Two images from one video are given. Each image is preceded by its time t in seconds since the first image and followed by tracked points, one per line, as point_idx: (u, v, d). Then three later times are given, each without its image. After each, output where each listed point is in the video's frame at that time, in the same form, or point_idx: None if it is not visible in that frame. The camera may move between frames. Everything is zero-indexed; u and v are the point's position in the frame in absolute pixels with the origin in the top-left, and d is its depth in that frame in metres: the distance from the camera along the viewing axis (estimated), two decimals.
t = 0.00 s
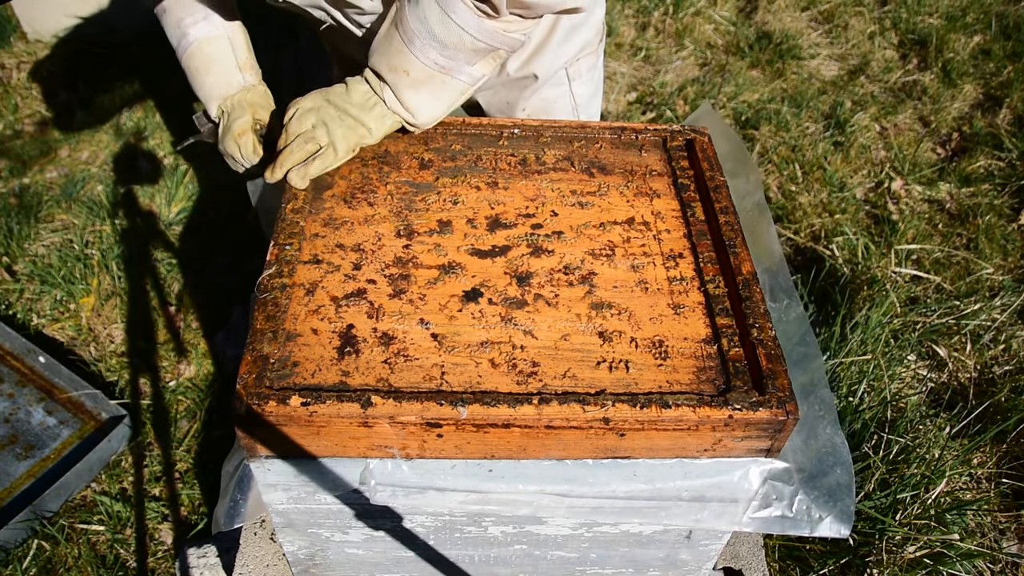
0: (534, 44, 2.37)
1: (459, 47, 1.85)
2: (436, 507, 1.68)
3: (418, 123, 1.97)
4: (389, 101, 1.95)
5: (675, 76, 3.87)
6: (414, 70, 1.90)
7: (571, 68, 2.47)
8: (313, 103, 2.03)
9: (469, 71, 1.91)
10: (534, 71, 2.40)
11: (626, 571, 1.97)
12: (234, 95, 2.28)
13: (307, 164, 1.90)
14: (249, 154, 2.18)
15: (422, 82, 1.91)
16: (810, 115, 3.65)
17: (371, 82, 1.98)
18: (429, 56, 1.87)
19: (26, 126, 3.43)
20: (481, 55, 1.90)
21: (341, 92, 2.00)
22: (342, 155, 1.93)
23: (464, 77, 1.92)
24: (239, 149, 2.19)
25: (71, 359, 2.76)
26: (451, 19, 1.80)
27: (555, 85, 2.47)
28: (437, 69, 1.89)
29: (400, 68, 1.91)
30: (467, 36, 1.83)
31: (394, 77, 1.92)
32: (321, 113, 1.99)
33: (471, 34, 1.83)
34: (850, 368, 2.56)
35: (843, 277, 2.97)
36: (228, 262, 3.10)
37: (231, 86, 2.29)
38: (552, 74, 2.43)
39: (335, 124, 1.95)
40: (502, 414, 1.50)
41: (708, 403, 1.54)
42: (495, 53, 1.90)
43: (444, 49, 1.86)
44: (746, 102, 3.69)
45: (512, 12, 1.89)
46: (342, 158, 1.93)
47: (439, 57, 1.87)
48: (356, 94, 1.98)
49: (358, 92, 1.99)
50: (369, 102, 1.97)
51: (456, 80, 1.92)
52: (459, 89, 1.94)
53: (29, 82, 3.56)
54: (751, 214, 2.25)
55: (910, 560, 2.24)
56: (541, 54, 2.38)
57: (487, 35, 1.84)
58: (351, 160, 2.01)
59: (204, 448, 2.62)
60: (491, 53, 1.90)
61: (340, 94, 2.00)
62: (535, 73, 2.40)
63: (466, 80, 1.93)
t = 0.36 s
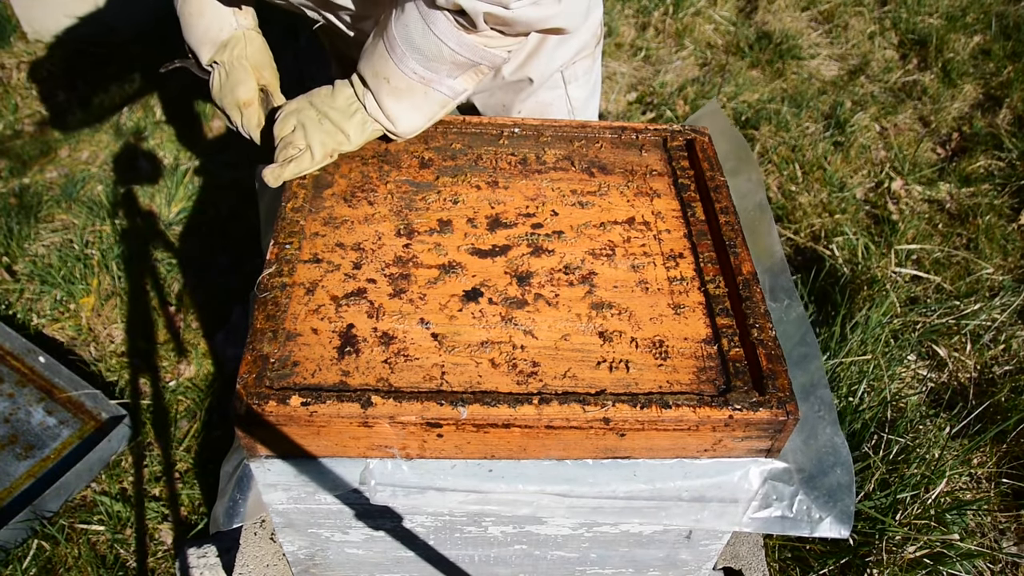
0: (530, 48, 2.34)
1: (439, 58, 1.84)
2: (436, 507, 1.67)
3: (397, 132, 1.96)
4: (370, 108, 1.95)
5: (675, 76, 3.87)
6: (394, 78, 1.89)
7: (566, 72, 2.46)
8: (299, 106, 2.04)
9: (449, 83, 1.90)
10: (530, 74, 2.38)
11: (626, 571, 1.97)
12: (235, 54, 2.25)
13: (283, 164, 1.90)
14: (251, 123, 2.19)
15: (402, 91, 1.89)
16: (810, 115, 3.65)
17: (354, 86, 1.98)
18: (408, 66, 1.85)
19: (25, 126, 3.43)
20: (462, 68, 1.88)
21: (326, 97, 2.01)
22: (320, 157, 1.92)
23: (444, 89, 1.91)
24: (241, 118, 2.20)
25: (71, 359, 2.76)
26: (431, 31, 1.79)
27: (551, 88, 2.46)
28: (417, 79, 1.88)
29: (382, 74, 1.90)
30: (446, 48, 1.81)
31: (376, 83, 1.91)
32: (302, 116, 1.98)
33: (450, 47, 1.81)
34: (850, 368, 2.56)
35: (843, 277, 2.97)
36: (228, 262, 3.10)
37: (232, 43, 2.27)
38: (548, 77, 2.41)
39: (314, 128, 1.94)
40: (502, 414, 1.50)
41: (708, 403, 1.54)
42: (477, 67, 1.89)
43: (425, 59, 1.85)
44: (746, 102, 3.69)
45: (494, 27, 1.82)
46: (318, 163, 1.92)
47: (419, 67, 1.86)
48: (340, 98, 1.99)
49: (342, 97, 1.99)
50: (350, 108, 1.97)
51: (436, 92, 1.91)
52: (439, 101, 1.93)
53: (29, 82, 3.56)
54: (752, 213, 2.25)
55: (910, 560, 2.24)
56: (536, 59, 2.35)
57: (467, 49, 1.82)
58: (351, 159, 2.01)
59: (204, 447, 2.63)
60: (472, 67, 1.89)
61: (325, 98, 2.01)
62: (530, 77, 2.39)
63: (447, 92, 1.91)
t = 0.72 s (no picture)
0: (528, 48, 2.35)
1: (429, 59, 1.84)
2: (437, 507, 1.67)
3: (389, 132, 1.96)
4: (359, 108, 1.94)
5: (675, 76, 3.87)
6: (385, 78, 1.89)
7: (566, 72, 2.46)
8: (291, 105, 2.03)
9: (439, 85, 1.90)
10: (529, 74, 2.39)
11: (626, 571, 1.97)
12: (220, 82, 2.25)
13: (274, 165, 1.91)
14: (243, 145, 2.17)
15: (392, 90, 1.89)
16: (810, 115, 3.65)
17: (345, 85, 1.97)
18: (399, 66, 1.86)
19: (25, 126, 3.43)
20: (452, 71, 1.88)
21: (317, 96, 2.01)
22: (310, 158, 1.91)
23: (434, 91, 1.91)
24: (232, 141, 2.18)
25: (71, 359, 2.76)
26: (422, 32, 1.79)
27: (551, 88, 2.46)
28: (408, 80, 1.88)
29: (373, 73, 1.90)
30: (436, 50, 1.81)
31: (367, 82, 1.92)
32: (293, 115, 1.99)
33: (440, 48, 1.81)
34: (850, 368, 2.56)
35: (843, 277, 2.97)
36: (228, 262, 3.10)
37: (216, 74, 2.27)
38: (547, 77, 2.42)
39: (304, 127, 1.94)
40: (503, 414, 1.50)
41: (708, 403, 1.54)
42: (466, 70, 1.89)
43: (415, 61, 1.85)
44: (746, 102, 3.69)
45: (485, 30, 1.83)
46: (308, 162, 1.91)
47: (409, 67, 1.86)
48: (332, 96, 1.99)
49: (333, 96, 1.99)
50: (341, 107, 1.96)
51: (426, 93, 1.91)
52: (428, 103, 1.93)
53: (29, 82, 3.56)
54: (753, 210, 2.25)
55: (910, 560, 2.24)
56: (536, 58, 2.36)
57: (456, 51, 1.82)
58: (351, 159, 2.01)
59: (204, 447, 2.63)
60: (462, 70, 1.89)
61: (317, 96, 2.01)
62: (529, 77, 2.40)
63: (436, 94, 1.91)
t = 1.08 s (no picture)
0: (525, 46, 2.35)
1: (430, 54, 1.84)
2: (437, 507, 1.68)
3: (389, 130, 1.96)
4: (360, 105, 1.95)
5: (675, 76, 3.87)
6: (386, 74, 1.90)
7: (564, 70, 2.46)
8: (292, 103, 2.04)
9: (440, 80, 1.90)
10: (527, 73, 2.39)
11: (626, 571, 1.97)
12: (231, 65, 2.26)
13: (274, 160, 1.91)
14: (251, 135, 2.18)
15: (392, 85, 1.90)
16: (810, 115, 3.65)
17: (346, 83, 1.99)
18: (399, 61, 1.87)
19: (25, 126, 3.43)
20: (453, 66, 1.89)
21: (318, 94, 2.02)
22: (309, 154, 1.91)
23: (435, 86, 1.91)
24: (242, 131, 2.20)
25: (71, 359, 2.76)
26: (422, 27, 1.80)
27: (548, 87, 2.46)
28: (408, 75, 1.89)
29: (373, 70, 1.92)
30: (436, 45, 1.82)
31: (367, 79, 1.93)
32: (293, 112, 2.00)
33: (441, 42, 1.81)
34: (850, 368, 2.56)
35: (843, 277, 2.97)
36: (228, 261, 3.09)
37: (227, 54, 2.27)
38: (545, 75, 2.42)
39: (304, 124, 1.94)
40: (505, 411, 1.50)
41: (710, 402, 1.54)
42: (468, 65, 1.89)
43: (416, 56, 1.86)
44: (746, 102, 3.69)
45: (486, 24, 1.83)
46: (307, 158, 1.90)
47: (409, 63, 1.87)
48: (332, 95, 2.00)
49: (335, 94, 2.00)
50: (342, 104, 1.97)
51: (427, 88, 1.91)
52: (430, 99, 1.93)
53: (29, 82, 3.56)
54: (753, 210, 2.25)
55: (910, 560, 2.24)
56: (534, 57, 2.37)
57: (457, 46, 1.82)
58: (351, 154, 2.01)
59: (204, 447, 2.62)
60: (463, 65, 1.89)
61: (318, 94, 2.02)
62: (527, 76, 2.40)
63: (438, 90, 1.92)
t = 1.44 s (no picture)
0: (525, 45, 2.35)
1: (410, 52, 1.84)
2: (436, 507, 1.68)
3: (362, 128, 1.94)
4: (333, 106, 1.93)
5: (675, 76, 3.86)
6: (362, 70, 1.89)
7: (564, 69, 2.46)
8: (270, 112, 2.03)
9: (418, 81, 1.90)
10: (526, 72, 2.39)
11: (626, 571, 1.97)
12: (231, 70, 2.26)
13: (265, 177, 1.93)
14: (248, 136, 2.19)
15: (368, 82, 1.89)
16: (810, 115, 3.65)
17: (319, 81, 1.97)
18: (377, 57, 1.86)
19: (25, 126, 3.43)
20: (432, 66, 1.89)
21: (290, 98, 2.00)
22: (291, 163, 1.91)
23: (413, 86, 1.91)
24: (239, 133, 2.20)
25: (70, 359, 2.76)
26: (403, 23, 1.80)
27: (549, 86, 2.46)
28: (386, 73, 1.88)
29: (349, 64, 1.90)
30: (417, 42, 1.82)
31: (343, 73, 1.91)
32: (270, 123, 1.99)
33: (422, 41, 1.82)
34: (850, 368, 2.56)
35: (843, 277, 2.97)
36: (228, 262, 3.09)
37: (227, 61, 2.28)
38: (545, 74, 2.42)
39: (280, 134, 1.94)
40: (505, 409, 1.50)
41: (710, 401, 1.53)
42: (448, 65, 1.90)
43: (395, 54, 1.86)
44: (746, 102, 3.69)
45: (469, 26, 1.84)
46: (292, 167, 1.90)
47: (388, 60, 1.86)
48: (304, 97, 1.98)
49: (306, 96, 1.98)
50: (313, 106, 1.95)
51: (405, 88, 1.91)
52: (407, 98, 1.92)
53: (29, 82, 3.56)
54: (753, 211, 2.25)
55: (910, 559, 2.24)
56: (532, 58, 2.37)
57: (438, 45, 1.83)
58: (352, 152, 2.01)
59: (204, 447, 2.62)
60: (442, 66, 1.89)
61: (291, 98, 2.00)
62: (527, 75, 2.40)
63: (416, 91, 1.91)
